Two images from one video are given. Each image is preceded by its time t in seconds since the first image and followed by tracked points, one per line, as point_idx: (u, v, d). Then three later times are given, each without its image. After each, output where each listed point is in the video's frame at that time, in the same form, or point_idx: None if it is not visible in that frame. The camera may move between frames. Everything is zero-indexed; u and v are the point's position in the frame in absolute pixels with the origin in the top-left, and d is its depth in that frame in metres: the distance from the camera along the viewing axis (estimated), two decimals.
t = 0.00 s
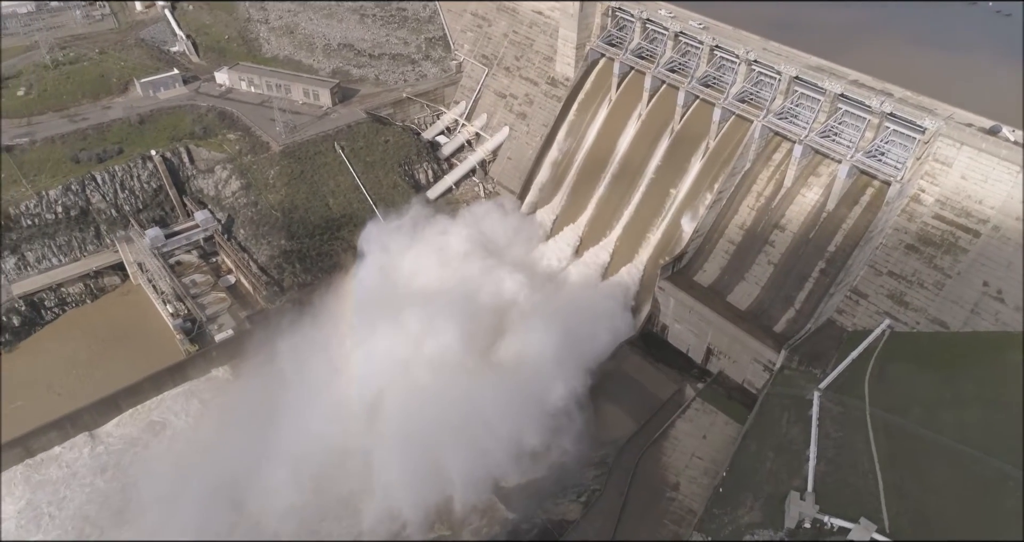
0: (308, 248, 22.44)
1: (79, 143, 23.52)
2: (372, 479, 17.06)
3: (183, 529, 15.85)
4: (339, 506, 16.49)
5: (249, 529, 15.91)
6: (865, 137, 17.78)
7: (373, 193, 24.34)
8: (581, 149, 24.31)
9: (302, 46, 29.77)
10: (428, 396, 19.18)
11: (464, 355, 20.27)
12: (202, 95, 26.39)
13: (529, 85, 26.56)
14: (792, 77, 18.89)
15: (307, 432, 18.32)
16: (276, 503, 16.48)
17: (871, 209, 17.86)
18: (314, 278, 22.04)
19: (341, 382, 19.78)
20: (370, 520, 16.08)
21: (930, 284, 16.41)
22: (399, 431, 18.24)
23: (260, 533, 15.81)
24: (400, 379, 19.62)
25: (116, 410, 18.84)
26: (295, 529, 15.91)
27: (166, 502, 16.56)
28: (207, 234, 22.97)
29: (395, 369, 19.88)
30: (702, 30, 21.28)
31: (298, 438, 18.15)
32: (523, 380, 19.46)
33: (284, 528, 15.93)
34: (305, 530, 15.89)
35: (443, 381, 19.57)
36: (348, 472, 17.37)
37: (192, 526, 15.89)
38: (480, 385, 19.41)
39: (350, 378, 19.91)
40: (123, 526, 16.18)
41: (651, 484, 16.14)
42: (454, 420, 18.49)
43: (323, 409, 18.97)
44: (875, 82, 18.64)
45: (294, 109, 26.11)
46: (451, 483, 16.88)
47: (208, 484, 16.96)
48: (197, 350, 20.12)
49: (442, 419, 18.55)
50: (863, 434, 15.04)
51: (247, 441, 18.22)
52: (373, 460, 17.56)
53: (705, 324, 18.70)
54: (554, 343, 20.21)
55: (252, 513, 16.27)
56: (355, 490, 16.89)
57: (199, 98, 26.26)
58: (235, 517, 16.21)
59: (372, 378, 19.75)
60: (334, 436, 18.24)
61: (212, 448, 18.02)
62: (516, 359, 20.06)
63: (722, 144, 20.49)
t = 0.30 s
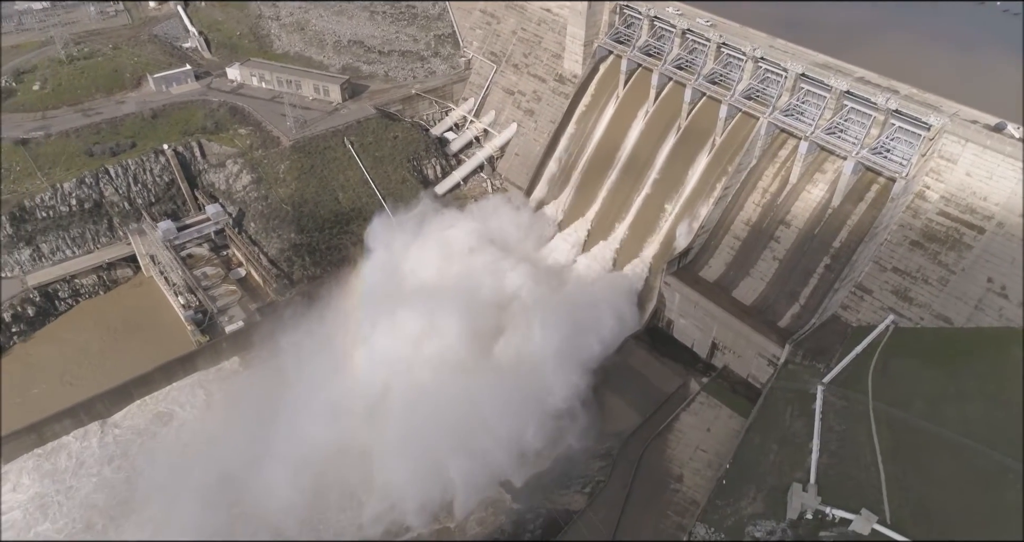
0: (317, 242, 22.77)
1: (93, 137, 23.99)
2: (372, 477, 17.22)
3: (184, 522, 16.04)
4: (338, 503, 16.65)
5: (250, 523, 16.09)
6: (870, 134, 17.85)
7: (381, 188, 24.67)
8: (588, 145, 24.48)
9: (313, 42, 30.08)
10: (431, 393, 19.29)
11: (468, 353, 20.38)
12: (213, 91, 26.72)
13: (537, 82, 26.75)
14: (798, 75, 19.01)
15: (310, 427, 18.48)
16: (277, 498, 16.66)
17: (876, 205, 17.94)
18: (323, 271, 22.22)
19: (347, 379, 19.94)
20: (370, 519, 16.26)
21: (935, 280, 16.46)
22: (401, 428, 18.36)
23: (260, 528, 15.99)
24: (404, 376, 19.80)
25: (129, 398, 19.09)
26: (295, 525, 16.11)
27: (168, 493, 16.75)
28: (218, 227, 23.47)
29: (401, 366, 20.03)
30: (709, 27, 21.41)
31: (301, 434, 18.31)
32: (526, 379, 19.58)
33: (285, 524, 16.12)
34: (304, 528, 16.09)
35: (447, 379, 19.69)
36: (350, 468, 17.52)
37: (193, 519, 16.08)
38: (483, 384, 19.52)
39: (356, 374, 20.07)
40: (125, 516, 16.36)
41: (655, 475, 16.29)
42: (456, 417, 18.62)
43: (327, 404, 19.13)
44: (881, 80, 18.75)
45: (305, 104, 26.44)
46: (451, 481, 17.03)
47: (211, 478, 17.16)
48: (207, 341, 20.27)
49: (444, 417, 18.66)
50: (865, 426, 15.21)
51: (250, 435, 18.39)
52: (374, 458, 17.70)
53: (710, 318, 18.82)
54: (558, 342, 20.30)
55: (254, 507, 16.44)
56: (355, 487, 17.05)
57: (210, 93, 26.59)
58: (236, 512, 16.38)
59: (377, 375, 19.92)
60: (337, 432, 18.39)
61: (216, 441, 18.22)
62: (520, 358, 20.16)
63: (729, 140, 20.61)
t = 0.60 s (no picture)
0: (332, 234, 23.06)
1: (113, 129, 24.50)
2: (379, 470, 17.41)
3: (193, 511, 16.39)
4: (344, 495, 16.85)
5: (257, 514, 16.41)
6: (882, 132, 17.93)
7: (395, 182, 24.96)
8: (601, 142, 24.65)
9: (330, 38, 30.44)
10: (440, 390, 19.51)
11: (478, 351, 20.57)
12: (232, 85, 27.13)
13: (551, 79, 26.92)
14: (811, 73, 19.07)
15: (320, 420, 18.71)
16: (284, 489, 16.94)
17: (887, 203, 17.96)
18: (337, 264, 22.54)
19: (359, 373, 20.19)
20: (376, 512, 16.45)
21: (945, 278, 16.36)
22: (410, 422, 18.58)
23: (266, 519, 16.29)
24: (414, 372, 20.06)
25: (147, 384, 19.51)
26: (301, 516, 16.38)
27: (179, 481, 17.08)
28: (235, 219, 23.74)
29: (413, 364, 20.30)
30: (723, 25, 21.47)
31: (310, 425, 18.58)
32: (536, 376, 19.62)
33: (291, 516, 16.38)
34: (310, 519, 16.34)
35: (457, 375, 19.88)
36: (357, 460, 17.70)
37: (203, 508, 16.43)
38: (492, 380, 19.68)
39: (368, 369, 20.32)
40: (137, 502, 16.71)
41: (663, 469, 16.43)
42: (465, 413, 18.80)
43: (338, 398, 19.40)
44: (894, 79, 18.76)
45: (321, 99, 26.82)
46: (455, 476, 17.13)
47: (221, 467, 17.49)
48: (223, 330, 20.63)
49: (453, 413, 18.85)
50: (873, 423, 15.28)
51: (261, 426, 18.66)
52: (382, 451, 17.89)
53: (720, 314, 18.93)
54: (568, 340, 20.37)
55: (261, 498, 16.74)
56: (362, 480, 17.25)
57: (229, 88, 27.00)
58: (244, 501, 16.68)
59: (387, 371, 20.17)
60: (346, 424, 18.62)
61: (227, 430, 18.52)
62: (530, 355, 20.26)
63: (741, 138, 20.69)
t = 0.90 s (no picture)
0: (351, 227, 23.37)
1: (139, 121, 24.98)
2: (390, 464, 17.59)
3: (207, 496, 16.54)
4: (355, 487, 17.01)
5: (269, 502, 16.53)
6: (901, 132, 17.87)
7: (414, 176, 25.25)
8: (619, 139, 24.76)
9: (352, 34, 30.82)
10: (452, 385, 19.73)
11: (492, 349, 20.70)
12: (255, 79, 27.57)
13: (570, 76, 27.07)
14: (830, 73, 19.06)
15: (332, 411, 18.99)
16: (296, 479, 17.12)
17: (905, 203, 17.89)
18: (355, 256, 22.87)
19: (373, 367, 20.45)
20: (386, 504, 16.62)
21: (962, 279, 16.30)
22: (422, 418, 18.76)
23: (278, 508, 16.41)
24: (428, 368, 20.25)
25: (168, 369, 19.92)
26: (312, 506, 16.51)
27: (193, 466, 17.33)
28: (257, 210, 24.21)
29: (427, 360, 20.50)
30: (742, 24, 21.50)
31: (323, 416, 18.84)
32: (548, 374, 19.72)
33: (302, 505, 16.52)
34: (321, 509, 16.46)
35: (469, 372, 20.03)
36: (369, 453, 17.90)
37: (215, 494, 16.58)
38: (505, 378, 19.81)
39: (382, 363, 20.53)
40: (152, 487, 16.84)
41: (674, 463, 16.57)
42: (476, 410, 18.94)
43: (353, 391, 19.62)
44: (914, 79, 18.71)
45: (343, 94, 27.24)
46: (466, 471, 17.29)
47: (235, 454, 17.68)
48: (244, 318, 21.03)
49: (465, 410, 18.99)
50: (886, 421, 15.27)
51: (276, 416, 18.87)
52: (393, 445, 18.07)
53: (734, 312, 19.00)
54: (580, 338, 20.47)
55: (274, 486, 16.89)
56: (373, 473, 17.43)
57: (252, 81, 27.44)
58: (257, 489, 16.82)
59: (402, 366, 20.39)
60: (360, 418, 18.83)
61: (243, 419, 18.75)
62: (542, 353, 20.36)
63: (758, 136, 20.73)
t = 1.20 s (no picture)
0: (374, 219, 23.76)
1: (169, 112, 25.60)
2: (404, 456, 17.72)
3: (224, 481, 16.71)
4: (368, 479, 17.18)
5: (284, 491, 16.73)
6: (925, 133, 17.72)
7: (436, 171, 25.58)
8: (640, 138, 24.86)
9: (377, 30, 31.23)
10: (466, 379, 19.91)
11: (507, 345, 20.81)
12: (283, 73, 28.04)
13: (593, 74, 27.20)
14: (854, 73, 19.05)
15: (347, 402, 19.26)
16: (310, 469, 17.33)
17: (927, 205, 17.75)
18: (377, 249, 23.24)
19: (389, 359, 20.70)
20: (398, 496, 16.76)
21: (984, 283, 16.23)
22: (436, 411, 18.96)
23: (291, 495, 16.65)
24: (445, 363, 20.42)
25: (193, 353, 20.41)
26: (325, 495, 16.68)
27: (210, 450, 17.66)
28: (281, 201, 24.65)
29: (444, 355, 20.67)
30: (767, 24, 21.57)
31: (338, 406, 19.12)
32: (563, 372, 19.79)
33: (315, 494, 16.68)
34: (334, 498, 16.61)
35: (484, 368, 20.14)
36: (381, 444, 18.12)
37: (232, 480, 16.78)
38: (519, 375, 19.91)
39: (399, 357, 20.75)
40: (170, 469, 17.18)
41: (689, 458, 16.68)
42: (490, 406, 19.05)
43: (369, 384, 19.85)
44: (939, 80, 18.61)
45: (367, 89, 27.62)
46: (478, 466, 17.44)
47: (251, 442, 17.95)
48: (267, 307, 21.45)
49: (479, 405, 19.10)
50: (903, 422, 15.27)
51: (294, 405, 19.12)
52: (406, 437, 18.26)
53: (753, 311, 18.99)
54: (595, 338, 20.51)
55: (289, 475, 17.10)
56: (386, 465, 17.59)
57: (280, 75, 27.91)
58: (272, 477, 17.00)
59: (419, 361, 20.57)
60: (376, 410, 19.04)
61: (262, 407, 19.02)
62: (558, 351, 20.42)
63: (780, 136, 20.74)
